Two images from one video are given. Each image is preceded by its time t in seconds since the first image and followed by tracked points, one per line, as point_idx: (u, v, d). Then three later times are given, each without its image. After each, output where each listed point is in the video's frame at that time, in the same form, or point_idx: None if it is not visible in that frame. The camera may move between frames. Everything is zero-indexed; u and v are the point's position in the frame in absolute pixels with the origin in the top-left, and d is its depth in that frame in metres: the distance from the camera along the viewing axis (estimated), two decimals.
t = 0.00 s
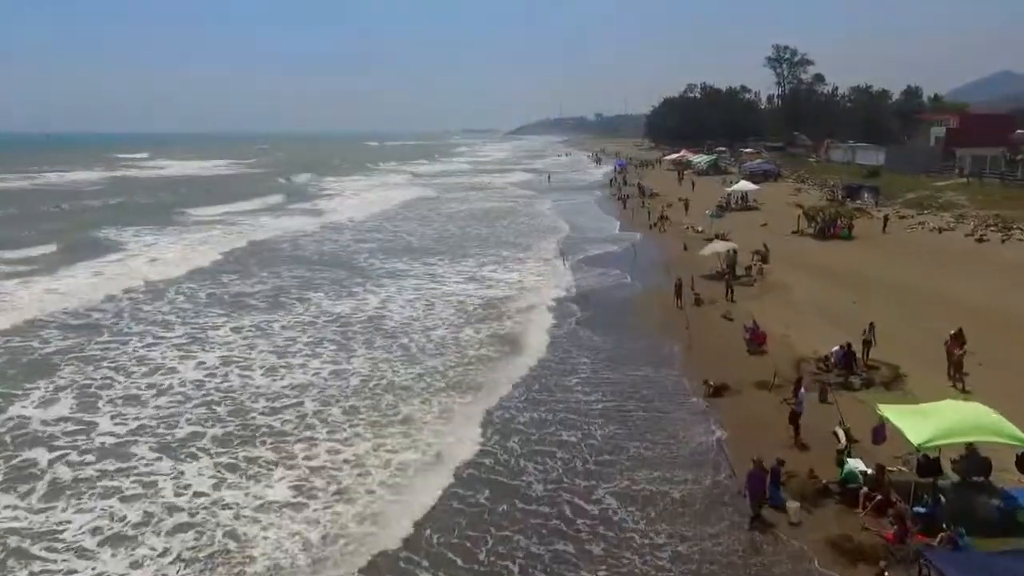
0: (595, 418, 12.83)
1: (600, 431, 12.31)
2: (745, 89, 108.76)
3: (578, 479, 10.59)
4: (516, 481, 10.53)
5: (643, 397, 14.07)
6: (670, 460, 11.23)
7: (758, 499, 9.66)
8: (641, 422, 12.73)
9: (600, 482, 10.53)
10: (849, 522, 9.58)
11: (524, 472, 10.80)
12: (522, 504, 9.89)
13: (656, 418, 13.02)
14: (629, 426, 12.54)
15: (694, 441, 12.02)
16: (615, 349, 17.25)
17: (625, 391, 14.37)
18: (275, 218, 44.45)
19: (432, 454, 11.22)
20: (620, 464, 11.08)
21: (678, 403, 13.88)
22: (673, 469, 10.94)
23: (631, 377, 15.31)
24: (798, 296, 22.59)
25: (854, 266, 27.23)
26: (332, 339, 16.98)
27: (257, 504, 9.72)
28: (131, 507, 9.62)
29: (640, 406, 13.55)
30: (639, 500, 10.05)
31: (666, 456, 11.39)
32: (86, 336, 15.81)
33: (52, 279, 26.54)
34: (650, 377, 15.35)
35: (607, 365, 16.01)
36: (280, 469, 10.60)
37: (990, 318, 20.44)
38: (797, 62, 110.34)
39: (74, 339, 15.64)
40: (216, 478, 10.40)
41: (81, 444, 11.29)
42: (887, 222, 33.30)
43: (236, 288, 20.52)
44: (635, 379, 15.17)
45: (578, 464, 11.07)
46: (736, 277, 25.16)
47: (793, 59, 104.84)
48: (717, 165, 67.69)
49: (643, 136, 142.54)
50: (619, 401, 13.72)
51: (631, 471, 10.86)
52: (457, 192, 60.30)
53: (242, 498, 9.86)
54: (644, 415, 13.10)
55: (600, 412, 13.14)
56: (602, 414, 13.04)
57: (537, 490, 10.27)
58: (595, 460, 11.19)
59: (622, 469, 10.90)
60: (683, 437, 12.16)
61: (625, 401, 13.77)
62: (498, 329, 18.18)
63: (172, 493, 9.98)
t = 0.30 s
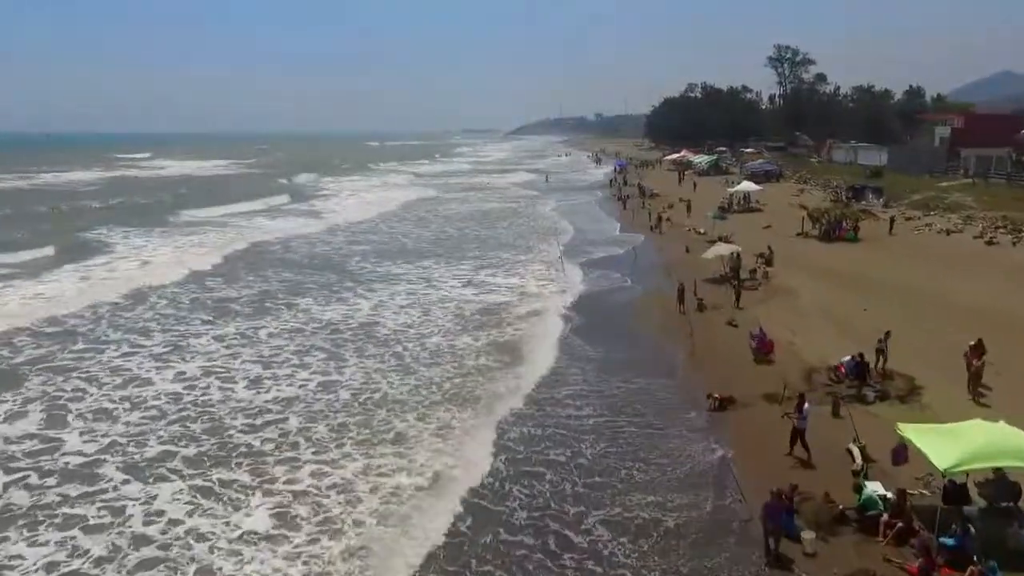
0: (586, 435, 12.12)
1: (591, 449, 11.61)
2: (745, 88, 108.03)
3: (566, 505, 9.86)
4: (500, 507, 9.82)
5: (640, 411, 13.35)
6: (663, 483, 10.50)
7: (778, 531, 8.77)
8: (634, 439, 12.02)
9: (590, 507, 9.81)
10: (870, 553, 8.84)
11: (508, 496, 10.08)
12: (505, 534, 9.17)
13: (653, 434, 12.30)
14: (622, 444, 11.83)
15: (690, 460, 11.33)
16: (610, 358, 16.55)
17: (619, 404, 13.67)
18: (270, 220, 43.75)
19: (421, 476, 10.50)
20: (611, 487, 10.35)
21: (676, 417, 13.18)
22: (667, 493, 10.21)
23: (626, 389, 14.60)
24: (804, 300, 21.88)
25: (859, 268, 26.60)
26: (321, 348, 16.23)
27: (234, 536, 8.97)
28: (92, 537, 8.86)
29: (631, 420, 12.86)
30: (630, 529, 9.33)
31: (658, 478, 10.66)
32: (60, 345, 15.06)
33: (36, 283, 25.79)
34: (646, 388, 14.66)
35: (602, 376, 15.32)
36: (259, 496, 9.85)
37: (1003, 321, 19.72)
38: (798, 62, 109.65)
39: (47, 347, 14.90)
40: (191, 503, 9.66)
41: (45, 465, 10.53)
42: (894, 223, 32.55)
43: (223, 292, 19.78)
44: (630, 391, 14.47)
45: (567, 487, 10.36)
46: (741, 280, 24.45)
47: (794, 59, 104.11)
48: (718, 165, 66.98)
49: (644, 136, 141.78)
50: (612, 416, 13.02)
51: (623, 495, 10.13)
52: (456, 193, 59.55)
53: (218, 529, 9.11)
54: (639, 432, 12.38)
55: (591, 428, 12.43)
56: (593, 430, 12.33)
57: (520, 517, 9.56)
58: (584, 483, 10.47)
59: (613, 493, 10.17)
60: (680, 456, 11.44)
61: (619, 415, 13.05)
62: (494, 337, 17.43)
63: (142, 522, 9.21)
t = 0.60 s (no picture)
0: (574, 454, 11.43)
1: (579, 470, 10.92)
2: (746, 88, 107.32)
3: (550, 535, 9.16)
4: (479, 536, 9.13)
5: (637, 428, 12.64)
6: (652, 508, 9.81)
7: (793, 568, 8.31)
8: (625, 459, 11.33)
9: (574, 537, 9.12)
10: None
11: (488, 525, 9.39)
12: (486, 571, 8.47)
13: (649, 453, 11.61)
14: (611, 463, 11.15)
15: (683, 482, 10.64)
16: (606, 369, 15.85)
17: (615, 420, 12.96)
18: (266, 221, 43.07)
19: (409, 502, 9.76)
20: (598, 515, 9.65)
21: (674, 434, 12.49)
22: (656, 521, 9.52)
23: (623, 402, 13.90)
24: (811, 306, 21.14)
25: (865, 271, 25.90)
26: (310, 357, 15.50)
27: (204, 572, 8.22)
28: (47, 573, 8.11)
29: (626, 438, 12.16)
30: (617, 562, 8.63)
31: (646, 503, 9.96)
32: (31, 354, 14.32)
33: (20, 286, 25.05)
34: (645, 402, 13.96)
35: (599, 388, 14.62)
36: (235, 525, 9.10)
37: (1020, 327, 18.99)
38: (800, 61, 108.97)
39: (18, 357, 14.16)
40: (161, 534, 8.92)
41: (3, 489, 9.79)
42: (901, 225, 31.80)
43: (210, 298, 19.04)
44: (626, 404, 13.79)
45: (552, 514, 9.66)
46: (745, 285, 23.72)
47: (795, 58, 103.52)
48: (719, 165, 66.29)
49: (644, 136, 141.10)
50: (602, 433, 12.33)
51: (611, 523, 9.42)
52: (454, 193, 58.81)
53: (190, 563, 8.36)
54: (637, 451, 11.67)
55: (583, 447, 11.72)
56: (582, 449, 11.65)
57: (500, 549, 8.86)
58: (569, 509, 9.78)
59: (600, 521, 9.47)
60: (672, 478, 10.75)
61: (609, 432, 12.37)
62: (490, 346, 16.70)
63: (107, 555, 8.46)
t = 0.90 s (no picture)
0: (559, 476, 10.72)
1: (562, 494, 10.22)
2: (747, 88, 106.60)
3: (526, 571, 8.48)
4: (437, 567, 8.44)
5: (626, 446, 11.91)
6: (638, 541, 9.13)
7: None
8: (610, 481, 10.63)
9: (554, 574, 8.43)
10: None
11: (476, 557, 8.67)
12: None
13: (644, 475, 10.90)
14: (596, 487, 10.45)
15: (675, 510, 9.93)
16: (604, 379, 15.13)
17: (611, 437, 12.25)
18: (260, 223, 42.36)
19: (393, 532, 9.03)
20: (581, 546, 8.96)
21: (674, 453, 11.76)
22: (645, 555, 8.84)
23: (620, 417, 13.19)
24: (819, 311, 20.40)
25: (871, 273, 25.24)
26: (296, 367, 14.76)
27: None
28: None
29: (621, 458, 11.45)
30: None
31: (630, 533, 9.28)
32: None
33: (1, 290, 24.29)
34: (643, 417, 13.26)
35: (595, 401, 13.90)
36: (204, 560, 8.36)
37: None
38: (801, 61, 108.26)
39: None
40: (123, 569, 8.16)
41: None
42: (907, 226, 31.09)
43: (196, 304, 18.30)
44: (622, 420, 13.08)
45: (532, 546, 8.97)
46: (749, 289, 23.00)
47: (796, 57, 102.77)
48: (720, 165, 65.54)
49: (644, 135, 140.58)
50: (588, 452, 11.61)
51: (593, 557, 8.72)
52: (452, 194, 58.06)
53: None
54: (635, 474, 10.93)
55: (579, 469, 11.00)
56: (566, 469, 10.93)
57: None
58: (551, 540, 9.08)
59: (582, 554, 8.77)
60: (661, 504, 10.04)
61: (593, 451, 11.63)
62: (485, 355, 15.95)
63: None
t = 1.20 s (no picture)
0: (537, 502, 10.00)
1: (541, 522, 9.50)
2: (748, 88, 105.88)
3: None
4: None
5: (606, 468, 11.15)
6: None
7: None
8: (585, 508, 9.91)
9: None
10: None
11: None
12: None
13: (640, 501, 10.18)
14: (573, 514, 9.75)
15: (660, 542, 9.23)
16: (601, 391, 14.41)
17: (607, 457, 11.54)
18: (254, 225, 41.66)
19: (374, 570, 8.26)
20: None
21: (671, 476, 11.04)
22: None
23: (618, 434, 12.48)
24: (826, 318, 19.70)
25: (878, 278, 24.54)
26: (279, 379, 14.02)
27: None
28: None
29: (615, 480, 10.73)
30: None
31: (611, 570, 8.56)
32: None
33: None
34: (643, 434, 12.54)
35: (591, 416, 13.19)
36: None
37: None
38: (802, 60, 107.55)
39: None
40: None
41: None
42: (914, 228, 30.36)
43: (178, 312, 17.57)
44: (621, 437, 12.38)
45: None
46: (753, 295, 22.28)
47: (797, 57, 102.02)
48: (721, 166, 64.80)
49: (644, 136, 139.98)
50: (568, 474, 10.86)
51: None
52: (449, 195, 57.31)
53: None
54: (633, 500, 10.20)
55: (571, 494, 10.27)
56: (546, 494, 10.20)
57: None
58: None
59: None
60: (646, 534, 9.34)
61: (574, 473, 10.89)
62: (478, 366, 15.22)
63: None
